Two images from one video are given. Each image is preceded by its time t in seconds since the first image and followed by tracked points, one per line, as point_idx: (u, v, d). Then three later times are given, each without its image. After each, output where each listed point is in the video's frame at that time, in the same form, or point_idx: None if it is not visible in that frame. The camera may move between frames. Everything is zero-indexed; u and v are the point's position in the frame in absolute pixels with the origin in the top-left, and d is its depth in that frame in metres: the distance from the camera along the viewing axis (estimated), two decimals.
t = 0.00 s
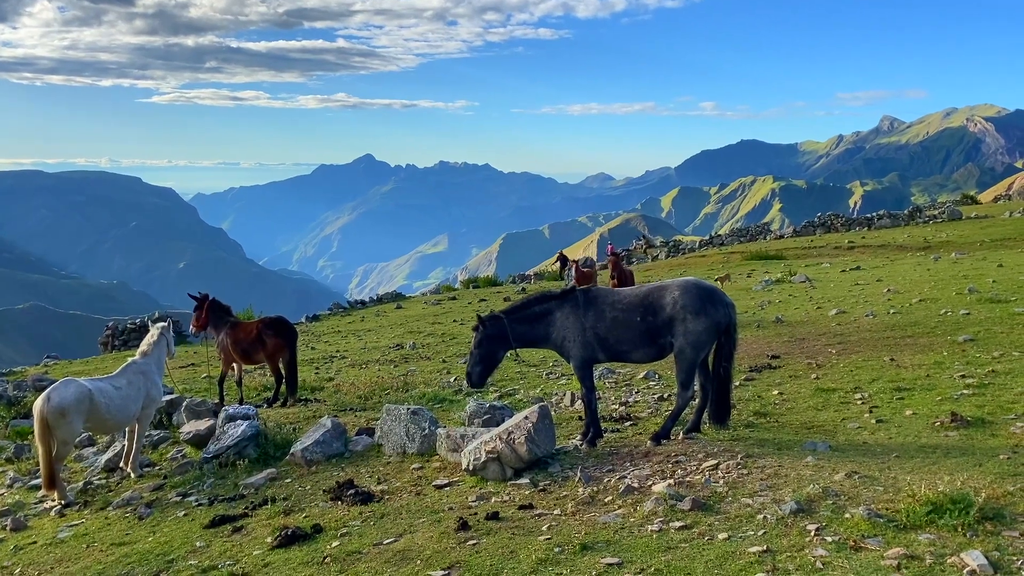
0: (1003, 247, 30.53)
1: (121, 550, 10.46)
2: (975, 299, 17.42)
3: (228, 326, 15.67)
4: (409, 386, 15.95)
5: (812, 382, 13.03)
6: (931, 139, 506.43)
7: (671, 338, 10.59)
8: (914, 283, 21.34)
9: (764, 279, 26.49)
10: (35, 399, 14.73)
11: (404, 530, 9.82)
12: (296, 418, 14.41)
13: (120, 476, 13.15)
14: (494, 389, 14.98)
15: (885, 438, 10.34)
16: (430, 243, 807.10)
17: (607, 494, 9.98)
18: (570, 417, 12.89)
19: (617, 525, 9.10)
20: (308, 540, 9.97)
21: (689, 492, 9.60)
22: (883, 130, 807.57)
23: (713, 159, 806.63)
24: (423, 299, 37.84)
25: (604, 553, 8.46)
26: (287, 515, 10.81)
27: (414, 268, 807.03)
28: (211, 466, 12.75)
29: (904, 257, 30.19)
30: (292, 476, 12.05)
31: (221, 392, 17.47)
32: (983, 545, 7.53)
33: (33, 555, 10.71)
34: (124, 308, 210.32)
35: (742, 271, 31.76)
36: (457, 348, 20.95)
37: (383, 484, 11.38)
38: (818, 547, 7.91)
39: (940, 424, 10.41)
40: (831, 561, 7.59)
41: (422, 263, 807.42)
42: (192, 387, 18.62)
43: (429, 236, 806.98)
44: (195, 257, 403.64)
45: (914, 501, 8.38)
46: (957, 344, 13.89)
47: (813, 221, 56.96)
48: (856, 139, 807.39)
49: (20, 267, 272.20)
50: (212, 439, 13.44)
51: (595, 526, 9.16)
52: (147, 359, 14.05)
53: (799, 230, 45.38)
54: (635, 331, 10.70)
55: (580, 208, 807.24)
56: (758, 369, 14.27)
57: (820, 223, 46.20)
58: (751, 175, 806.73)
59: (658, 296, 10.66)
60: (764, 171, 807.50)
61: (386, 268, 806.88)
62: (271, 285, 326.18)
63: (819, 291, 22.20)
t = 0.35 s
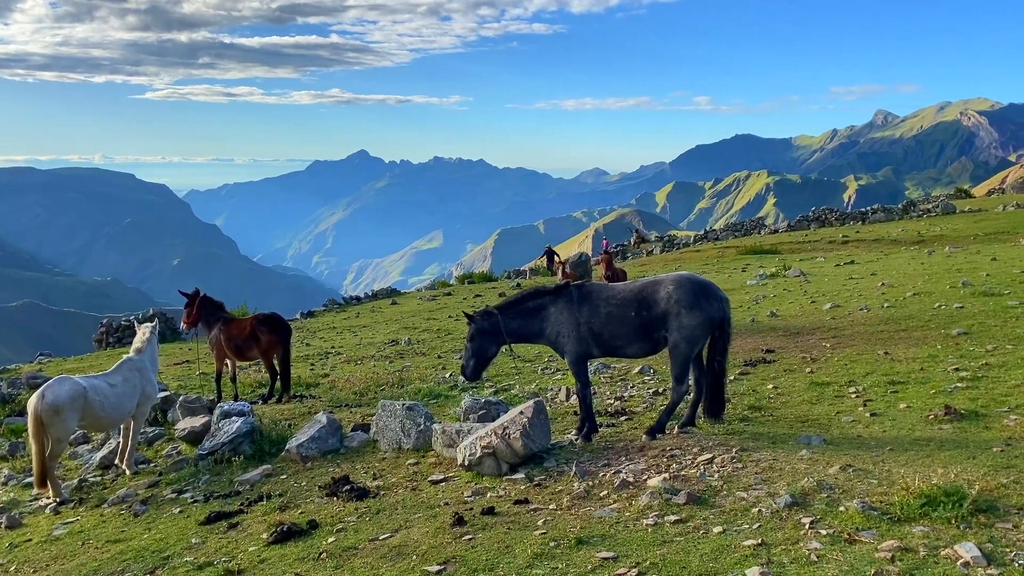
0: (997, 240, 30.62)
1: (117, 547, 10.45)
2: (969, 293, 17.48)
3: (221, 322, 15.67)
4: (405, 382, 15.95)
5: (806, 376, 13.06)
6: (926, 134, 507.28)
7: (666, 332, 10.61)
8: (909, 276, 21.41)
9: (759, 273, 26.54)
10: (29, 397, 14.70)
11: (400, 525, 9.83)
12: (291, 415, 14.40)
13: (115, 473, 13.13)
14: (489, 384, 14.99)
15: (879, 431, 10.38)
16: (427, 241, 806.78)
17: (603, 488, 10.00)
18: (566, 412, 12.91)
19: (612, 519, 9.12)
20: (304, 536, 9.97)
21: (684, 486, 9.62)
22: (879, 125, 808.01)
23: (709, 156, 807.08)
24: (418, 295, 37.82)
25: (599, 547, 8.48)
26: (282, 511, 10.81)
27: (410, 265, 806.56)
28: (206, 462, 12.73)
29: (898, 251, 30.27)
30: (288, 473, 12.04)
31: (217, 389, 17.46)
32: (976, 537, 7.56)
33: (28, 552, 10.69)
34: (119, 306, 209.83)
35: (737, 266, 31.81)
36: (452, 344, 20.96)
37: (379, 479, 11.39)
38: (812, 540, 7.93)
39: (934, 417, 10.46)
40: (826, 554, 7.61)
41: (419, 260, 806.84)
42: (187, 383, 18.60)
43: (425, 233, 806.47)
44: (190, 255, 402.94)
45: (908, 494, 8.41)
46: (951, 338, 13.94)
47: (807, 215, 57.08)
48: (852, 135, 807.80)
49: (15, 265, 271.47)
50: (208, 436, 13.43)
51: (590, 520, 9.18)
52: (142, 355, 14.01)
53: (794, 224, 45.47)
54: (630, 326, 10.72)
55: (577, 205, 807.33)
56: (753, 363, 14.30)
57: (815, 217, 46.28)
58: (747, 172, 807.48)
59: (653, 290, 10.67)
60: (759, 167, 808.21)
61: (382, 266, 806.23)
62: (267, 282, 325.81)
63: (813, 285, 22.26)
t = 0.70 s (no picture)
0: (991, 235, 30.67)
1: (113, 544, 10.44)
2: (963, 287, 17.51)
3: (215, 318, 15.65)
4: (401, 378, 15.95)
5: (802, 370, 13.08)
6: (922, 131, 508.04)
7: (661, 327, 10.62)
8: (904, 270, 21.45)
9: (754, 268, 26.56)
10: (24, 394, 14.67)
11: (396, 521, 9.84)
12: (288, 411, 14.40)
13: (111, 470, 13.12)
14: (485, 379, 15.00)
15: (874, 425, 10.40)
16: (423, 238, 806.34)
17: (599, 483, 10.01)
18: (562, 407, 12.92)
19: (609, 514, 9.13)
20: (300, 532, 9.97)
21: (680, 480, 9.64)
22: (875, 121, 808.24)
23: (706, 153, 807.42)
24: (414, 291, 37.80)
25: (596, 542, 8.49)
26: (279, 507, 10.81)
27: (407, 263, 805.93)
28: (202, 459, 12.72)
29: (893, 246, 30.32)
30: (284, 469, 12.04)
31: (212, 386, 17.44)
32: (971, 530, 7.59)
33: (24, 550, 10.68)
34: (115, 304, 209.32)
35: (733, 261, 31.84)
36: (448, 340, 20.97)
37: (375, 475, 11.40)
38: (808, 533, 7.96)
39: (929, 411, 10.48)
40: (822, 547, 7.63)
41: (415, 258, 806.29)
42: (183, 380, 18.57)
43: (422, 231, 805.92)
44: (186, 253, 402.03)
45: (904, 487, 8.44)
46: (946, 332, 13.97)
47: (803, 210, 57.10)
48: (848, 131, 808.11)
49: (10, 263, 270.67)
50: (203, 432, 13.41)
51: (586, 515, 9.19)
52: (139, 351, 14.01)
53: (789, 219, 45.49)
54: (625, 321, 10.73)
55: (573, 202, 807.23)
56: (748, 357, 14.33)
57: (810, 212, 46.31)
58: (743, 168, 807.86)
59: (648, 285, 10.68)
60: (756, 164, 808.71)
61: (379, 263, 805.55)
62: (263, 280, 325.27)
63: (809, 280, 22.28)
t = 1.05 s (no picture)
0: (987, 229, 30.71)
1: (111, 540, 10.44)
2: (960, 281, 17.54)
3: (211, 315, 15.63)
4: (398, 374, 15.96)
5: (798, 365, 13.11)
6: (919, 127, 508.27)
7: (657, 322, 10.64)
8: (900, 265, 21.48)
9: (751, 264, 26.59)
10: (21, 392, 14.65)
11: (393, 517, 9.85)
12: (285, 407, 14.40)
13: (109, 467, 13.11)
14: (483, 375, 15.03)
15: (870, 419, 10.42)
16: (421, 236, 806.32)
17: (596, 478, 10.03)
18: (559, 402, 12.94)
19: (606, 508, 9.15)
20: (298, 528, 9.98)
21: (678, 475, 9.66)
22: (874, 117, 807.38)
23: (704, 149, 807.33)
24: (411, 288, 37.82)
25: (594, 537, 8.51)
26: (277, 503, 10.82)
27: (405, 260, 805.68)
28: (200, 455, 12.71)
29: (890, 241, 30.35)
30: (282, 465, 12.04)
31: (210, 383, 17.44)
32: (966, 524, 7.60)
33: (22, 546, 10.68)
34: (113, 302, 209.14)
35: (730, 256, 31.89)
36: (445, 336, 20.98)
37: (373, 471, 11.41)
38: (805, 528, 7.97)
39: (926, 405, 10.51)
40: (818, 541, 7.65)
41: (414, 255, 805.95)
42: (180, 377, 18.57)
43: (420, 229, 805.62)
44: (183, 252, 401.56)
45: (900, 481, 8.47)
46: (942, 326, 14.00)
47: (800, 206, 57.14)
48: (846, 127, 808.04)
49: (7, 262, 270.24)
50: (201, 429, 13.41)
51: (584, 510, 9.21)
52: (135, 349, 13.97)
53: (786, 214, 45.53)
54: (621, 316, 10.73)
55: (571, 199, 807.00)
56: (745, 352, 14.35)
57: (807, 207, 46.36)
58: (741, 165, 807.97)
59: (644, 281, 10.68)
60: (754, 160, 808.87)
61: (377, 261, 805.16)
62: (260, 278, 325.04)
63: (805, 275, 22.31)
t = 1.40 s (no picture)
0: (985, 225, 30.71)
1: (109, 538, 10.43)
2: (957, 277, 17.55)
3: (208, 312, 15.61)
4: (397, 370, 15.95)
5: (796, 361, 13.11)
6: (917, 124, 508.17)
7: (655, 318, 10.64)
8: (898, 261, 21.49)
9: (749, 260, 26.61)
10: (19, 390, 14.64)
11: (392, 513, 9.85)
12: (283, 404, 14.40)
13: (107, 464, 13.10)
14: (481, 371, 15.03)
15: (868, 415, 10.42)
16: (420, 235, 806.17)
17: (595, 474, 10.03)
18: (558, 399, 12.94)
19: (605, 504, 9.15)
20: (297, 525, 9.98)
21: (675, 471, 9.66)
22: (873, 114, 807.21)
23: (703, 147, 807.38)
24: (409, 285, 37.84)
25: (592, 533, 8.51)
26: (275, 500, 10.82)
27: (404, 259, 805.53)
28: (198, 453, 12.70)
29: (888, 236, 30.35)
30: (280, 462, 12.04)
31: (208, 380, 17.42)
32: (964, 519, 7.61)
33: (20, 544, 10.68)
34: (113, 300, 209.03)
35: (728, 252, 31.89)
36: (444, 333, 20.99)
37: (371, 467, 11.41)
38: (803, 523, 7.98)
39: (924, 401, 10.52)
40: (816, 537, 7.66)
41: (413, 254, 805.74)
42: (178, 374, 18.56)
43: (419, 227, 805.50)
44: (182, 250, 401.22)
45: (898, 476, 8.48)
46: (940, 322, 14.01)
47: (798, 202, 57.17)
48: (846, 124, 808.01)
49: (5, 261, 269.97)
50: (199, 427, 13.40)
51: (582, 506, 9.21)
52: (132, 346, 13.94)
53: (784, 210, 45.54)
54: (619, 312, 10.74)
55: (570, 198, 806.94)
56: (743, 348, 14.35)
57: (805, 203, 46.38)
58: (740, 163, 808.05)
59: (642, 277, 10.68)
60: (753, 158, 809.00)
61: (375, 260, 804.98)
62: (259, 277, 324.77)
63: (803, 271, 22.31)
